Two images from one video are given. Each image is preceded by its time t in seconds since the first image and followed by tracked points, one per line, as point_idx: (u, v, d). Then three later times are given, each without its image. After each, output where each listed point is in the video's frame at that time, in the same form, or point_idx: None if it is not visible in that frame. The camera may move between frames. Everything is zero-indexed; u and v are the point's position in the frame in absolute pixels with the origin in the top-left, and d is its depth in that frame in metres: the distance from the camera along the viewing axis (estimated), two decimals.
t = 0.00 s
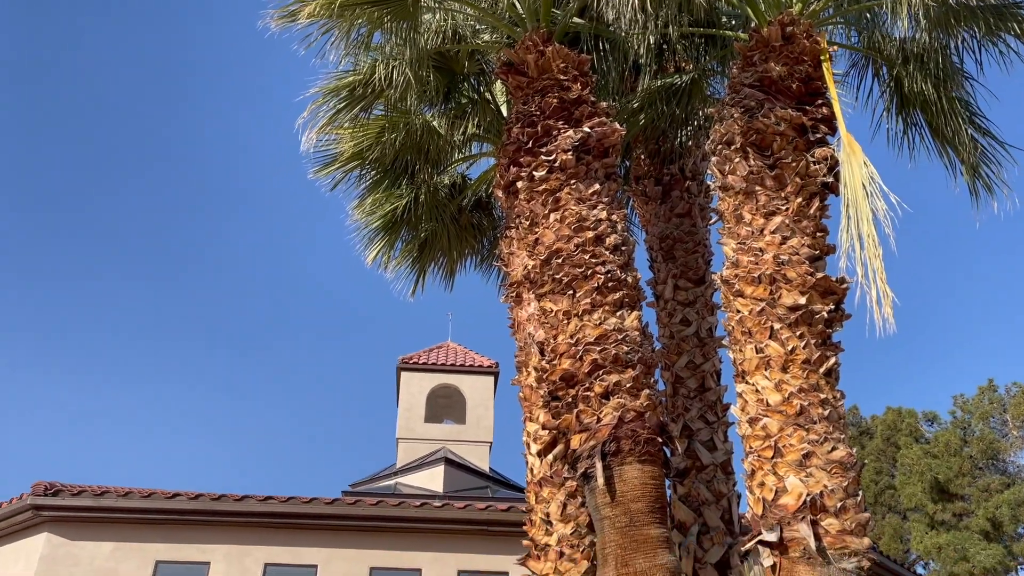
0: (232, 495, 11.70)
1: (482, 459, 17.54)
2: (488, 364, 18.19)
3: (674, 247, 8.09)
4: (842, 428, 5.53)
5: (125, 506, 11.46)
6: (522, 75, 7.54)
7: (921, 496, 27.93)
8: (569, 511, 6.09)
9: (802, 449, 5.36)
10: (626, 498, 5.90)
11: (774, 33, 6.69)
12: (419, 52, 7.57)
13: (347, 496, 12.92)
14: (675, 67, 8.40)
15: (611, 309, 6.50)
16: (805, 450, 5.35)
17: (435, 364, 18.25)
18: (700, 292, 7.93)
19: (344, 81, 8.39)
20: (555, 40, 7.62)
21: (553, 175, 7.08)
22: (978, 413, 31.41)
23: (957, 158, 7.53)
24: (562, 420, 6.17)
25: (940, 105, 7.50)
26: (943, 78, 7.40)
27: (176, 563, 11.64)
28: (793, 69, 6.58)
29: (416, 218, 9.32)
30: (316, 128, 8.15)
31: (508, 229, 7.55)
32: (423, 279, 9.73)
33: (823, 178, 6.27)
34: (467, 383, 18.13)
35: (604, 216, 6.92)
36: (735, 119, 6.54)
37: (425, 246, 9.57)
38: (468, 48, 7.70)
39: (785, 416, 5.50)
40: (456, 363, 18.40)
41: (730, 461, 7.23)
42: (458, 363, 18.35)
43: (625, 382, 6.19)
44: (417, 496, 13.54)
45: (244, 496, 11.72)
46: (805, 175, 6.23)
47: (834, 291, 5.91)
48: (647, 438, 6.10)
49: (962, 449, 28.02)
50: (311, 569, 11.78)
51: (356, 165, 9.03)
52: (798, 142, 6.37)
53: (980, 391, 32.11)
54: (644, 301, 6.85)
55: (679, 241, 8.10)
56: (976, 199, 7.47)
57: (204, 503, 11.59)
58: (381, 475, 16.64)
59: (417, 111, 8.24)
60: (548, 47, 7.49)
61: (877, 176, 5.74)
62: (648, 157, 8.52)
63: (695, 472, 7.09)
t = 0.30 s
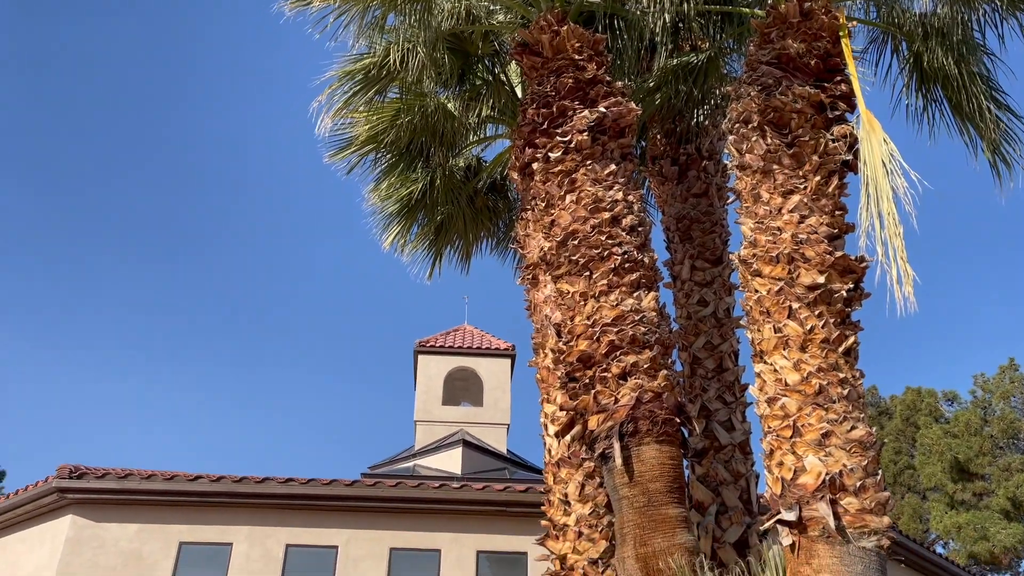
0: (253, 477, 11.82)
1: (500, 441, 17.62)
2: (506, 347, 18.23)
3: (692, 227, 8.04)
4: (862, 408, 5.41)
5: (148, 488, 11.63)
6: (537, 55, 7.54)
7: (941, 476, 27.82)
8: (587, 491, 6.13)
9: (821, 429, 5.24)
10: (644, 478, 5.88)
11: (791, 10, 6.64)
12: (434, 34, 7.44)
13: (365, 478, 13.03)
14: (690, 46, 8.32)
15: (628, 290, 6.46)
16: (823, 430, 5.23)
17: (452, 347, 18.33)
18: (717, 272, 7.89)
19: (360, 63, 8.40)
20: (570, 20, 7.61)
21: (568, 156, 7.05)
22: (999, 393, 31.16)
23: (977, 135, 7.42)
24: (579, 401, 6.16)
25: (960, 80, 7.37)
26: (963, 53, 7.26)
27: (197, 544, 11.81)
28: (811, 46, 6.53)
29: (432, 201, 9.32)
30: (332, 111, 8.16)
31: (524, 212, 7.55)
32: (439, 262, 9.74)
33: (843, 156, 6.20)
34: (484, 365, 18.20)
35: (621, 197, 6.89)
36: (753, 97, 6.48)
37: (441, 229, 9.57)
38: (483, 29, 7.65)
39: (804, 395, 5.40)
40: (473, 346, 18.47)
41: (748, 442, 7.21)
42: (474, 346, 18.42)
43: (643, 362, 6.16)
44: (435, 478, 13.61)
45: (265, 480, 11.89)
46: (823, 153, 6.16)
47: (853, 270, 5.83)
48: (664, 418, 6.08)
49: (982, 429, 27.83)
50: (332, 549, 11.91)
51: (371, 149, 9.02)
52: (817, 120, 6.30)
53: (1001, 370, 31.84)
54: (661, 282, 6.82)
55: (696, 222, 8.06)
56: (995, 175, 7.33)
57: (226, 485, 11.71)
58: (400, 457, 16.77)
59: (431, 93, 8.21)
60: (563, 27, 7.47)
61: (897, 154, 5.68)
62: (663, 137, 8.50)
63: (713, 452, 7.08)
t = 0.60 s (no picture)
0: (272, 459, 11.98)
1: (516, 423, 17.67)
2: (521, 329, 18.26)
3: (708, 207, 7.99)
4: (881, 386, 5.32)
5: (170, 470, 11.82)
6: (552, 35, 7.51)
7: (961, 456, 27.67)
8: (604, 472, 6.22)
9: (839, 408, 5.15)
10: (661, 458, 5.83)
11: None
12: (447, 14, 7.38)
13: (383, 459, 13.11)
14: (706, 24, 8.35)
15: (645, 271, 6.43)
16: (842, 409, 5.14)
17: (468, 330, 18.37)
18: (734, 252, 7.84)
19: (373, 45, 8.36)
20: None
21: (583, 136, 7.02)
22: (1020, 372, 30.88)
23: (995, 111, 7.33)
24: (596, 381, 6.12)
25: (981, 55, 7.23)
26: (984, 28, 7.12)
27: (218, 525, 11.95)
28: (830, 21, 6.47)
29: (447, 183, 9.31)
30: (346, 93, 8.16)
31: (540, 193, 7.52)
32: (454, 244, 9.74)
33: (862, 133, 6.11)
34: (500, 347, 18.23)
35: (637, 176, 6.85)
36: (770, 74, 6.40)
37: (456, 211, 9.56)
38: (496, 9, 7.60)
39: (822, 374, 5.31)
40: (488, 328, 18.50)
41: (766, 422, 7.19)
42: (490, 329, 18.46)
43: (659, 342, 6.12)
44: (452, 459, 13.67)
45: (284, 460, 11.99)
46: (842, 130, 6.09)
47: (873, 248, 5.73)
48: (681, 399, 6.01)
49: (1002, 408, 27.59)
50: (351, 530, 12.03)
51: (385, 131, 9.02)
52: (835, 97, 6.22)
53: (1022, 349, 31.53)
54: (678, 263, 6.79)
55: (712, 201, 8.01)
56: (1013, 152, 7.25)
57: (245, 467, 11.87)
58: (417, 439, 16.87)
59: (445, 74, 8.18)
60: (578, 6, 7.41)
61: (918, 130, 5.60)
62: (679, 115, 8.43)
63: (731, 432, 7.07)
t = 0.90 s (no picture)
0: (290, 441, 12.13)
1: (531, 404, 17.71)
2: (536, 312, 18.25)
3: (724, 186, 7.94)
4: (899, 365, 5.24)
5: (189, 452, 11.99)
6: (565, 14, 7.48)
7: (979, 436, 27.47)
8: (621, 452, 6.17)
9: (857, 387, 5.07)
10: (677, 438, 5.81)
11: None
12: None
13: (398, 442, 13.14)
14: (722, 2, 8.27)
15: (660, 251, 6.39)
16: (860, 388, 5.06)
17: (483, 312, 18.39)
18: (750, 232, 7.79)
19: (386, 27, 8.31)
20: None
21: (598, 116, 6.98)
22: None
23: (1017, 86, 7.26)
24: (612, 361, 6.13)
25: (1002, 30, 7.16)
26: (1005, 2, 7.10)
27: (237, 506, 12.08)
28: None
29: (461, 164, 9.28)
30: (359, 75, 8.13)
31: (554, 174, 7.49)
32: (468, 226, 9.73)
33: (879, 110, 6.03)
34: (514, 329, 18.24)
35: (652, 156, 6.81)
36: (787, 51, 6.33)
37: (469, 193, 9.54)
38: None
39: (840, 354, 5.22)
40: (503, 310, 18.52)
41: (782, 401, 7.19)
42: (505, 311, 18.47)
43: (675, 323, 6.09)
44: (467, 441, 13.71)
45: (301, 442, 12.12)
46: (860, 107, 6.00)
47: (891, 227, 5.63)
48: (698, 379, 6.00)
49: (1022, 388, 27.32)
50: (369, 510, 12.14)
51: (398, 113, 8.99)
52: (853, 73, 6.14)
53: None
54: (693, 243, 6.74)
55: (728, 180, 7.95)
56: None
57: (263, 449, 12.01)
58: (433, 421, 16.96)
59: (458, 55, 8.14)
60: None
61: (937, 106, 5.52)
62: (695, 94, 8.36)
63: (747, 413, 7.05)
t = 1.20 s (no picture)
0: (306, 423, 12.23)
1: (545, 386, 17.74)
2: (550, 294, 18.25)
3: (739, 166, 7.88)
4: (916, 346, 5.15)
5: (207, 435, 12.11)
6: None
7: (996, 417, 27.25)
8: (635, 434, 6.24)
9: (874, 367, 5.00)
10: (692, 419, 5.78)
11: None
12: None
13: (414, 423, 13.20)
14: None
15: (675, 232, 6.36)
16: (876, 368, 4.99)
17: (497, 295, 18.41)
18: (766, 213, 7.74)
19: (397, 8, 8.27)
20: None
21: (612, 95, 6.95)
22: None
23: None
24: (625, 343, 6.08)
25: None
26: None
27: (255, 487, 12.20)
28: None
29: (473, 146, 9.25)
30: (371, 57, 8.10)
31: (567, 155, 7.46)
32: (481, 208, 9.70)
33: (897, 88, 5.94)
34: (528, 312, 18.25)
35: (666, 136, 6.76)
36: (803, 29, 6.26)
37: (482, 175, 9.52)
38: None
39: (856, 334, 5.14)
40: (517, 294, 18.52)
41: (797, 382, 7.16)
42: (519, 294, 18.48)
43: (690, 304, 6.05)
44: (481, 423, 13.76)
45: (317, 424, 12.23)
46: (877, 85, 5.92)
47: (909, 206, 5.55)
48: (713, 359, 5.95)
49: None
50: (385, 492, 12.22)
51: (411, 95, 8.97)
52: (870, 50, 6.06)
53: None
54: (708, 224, 6.69)
55: (743, 161, 7.88)
56: None
57: (280, 431, 12.13)
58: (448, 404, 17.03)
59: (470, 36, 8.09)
60: None
61: (956, 82, 5.43)
62: (709, 74, 8.29)
63: (762, 394, 7.04)
